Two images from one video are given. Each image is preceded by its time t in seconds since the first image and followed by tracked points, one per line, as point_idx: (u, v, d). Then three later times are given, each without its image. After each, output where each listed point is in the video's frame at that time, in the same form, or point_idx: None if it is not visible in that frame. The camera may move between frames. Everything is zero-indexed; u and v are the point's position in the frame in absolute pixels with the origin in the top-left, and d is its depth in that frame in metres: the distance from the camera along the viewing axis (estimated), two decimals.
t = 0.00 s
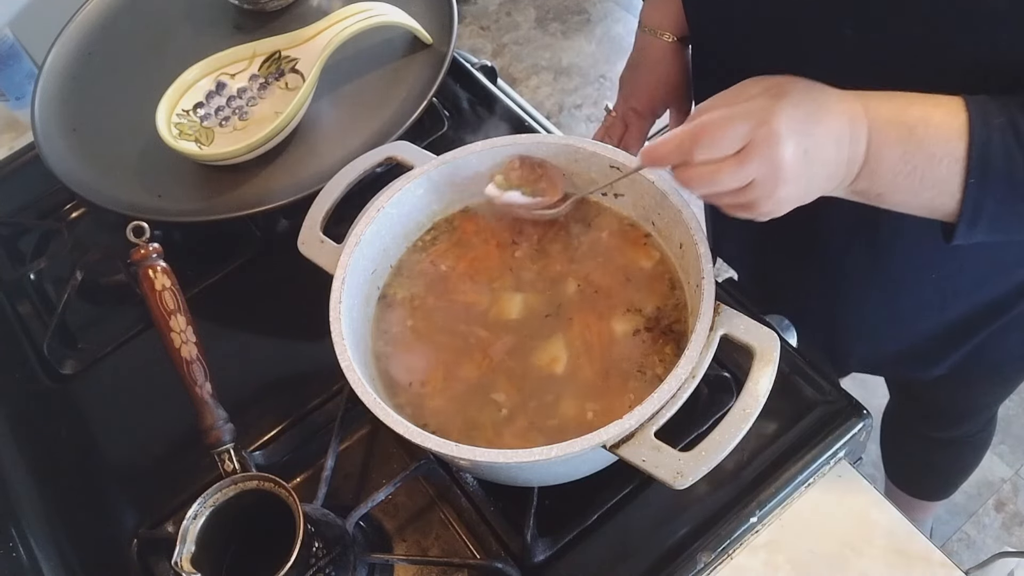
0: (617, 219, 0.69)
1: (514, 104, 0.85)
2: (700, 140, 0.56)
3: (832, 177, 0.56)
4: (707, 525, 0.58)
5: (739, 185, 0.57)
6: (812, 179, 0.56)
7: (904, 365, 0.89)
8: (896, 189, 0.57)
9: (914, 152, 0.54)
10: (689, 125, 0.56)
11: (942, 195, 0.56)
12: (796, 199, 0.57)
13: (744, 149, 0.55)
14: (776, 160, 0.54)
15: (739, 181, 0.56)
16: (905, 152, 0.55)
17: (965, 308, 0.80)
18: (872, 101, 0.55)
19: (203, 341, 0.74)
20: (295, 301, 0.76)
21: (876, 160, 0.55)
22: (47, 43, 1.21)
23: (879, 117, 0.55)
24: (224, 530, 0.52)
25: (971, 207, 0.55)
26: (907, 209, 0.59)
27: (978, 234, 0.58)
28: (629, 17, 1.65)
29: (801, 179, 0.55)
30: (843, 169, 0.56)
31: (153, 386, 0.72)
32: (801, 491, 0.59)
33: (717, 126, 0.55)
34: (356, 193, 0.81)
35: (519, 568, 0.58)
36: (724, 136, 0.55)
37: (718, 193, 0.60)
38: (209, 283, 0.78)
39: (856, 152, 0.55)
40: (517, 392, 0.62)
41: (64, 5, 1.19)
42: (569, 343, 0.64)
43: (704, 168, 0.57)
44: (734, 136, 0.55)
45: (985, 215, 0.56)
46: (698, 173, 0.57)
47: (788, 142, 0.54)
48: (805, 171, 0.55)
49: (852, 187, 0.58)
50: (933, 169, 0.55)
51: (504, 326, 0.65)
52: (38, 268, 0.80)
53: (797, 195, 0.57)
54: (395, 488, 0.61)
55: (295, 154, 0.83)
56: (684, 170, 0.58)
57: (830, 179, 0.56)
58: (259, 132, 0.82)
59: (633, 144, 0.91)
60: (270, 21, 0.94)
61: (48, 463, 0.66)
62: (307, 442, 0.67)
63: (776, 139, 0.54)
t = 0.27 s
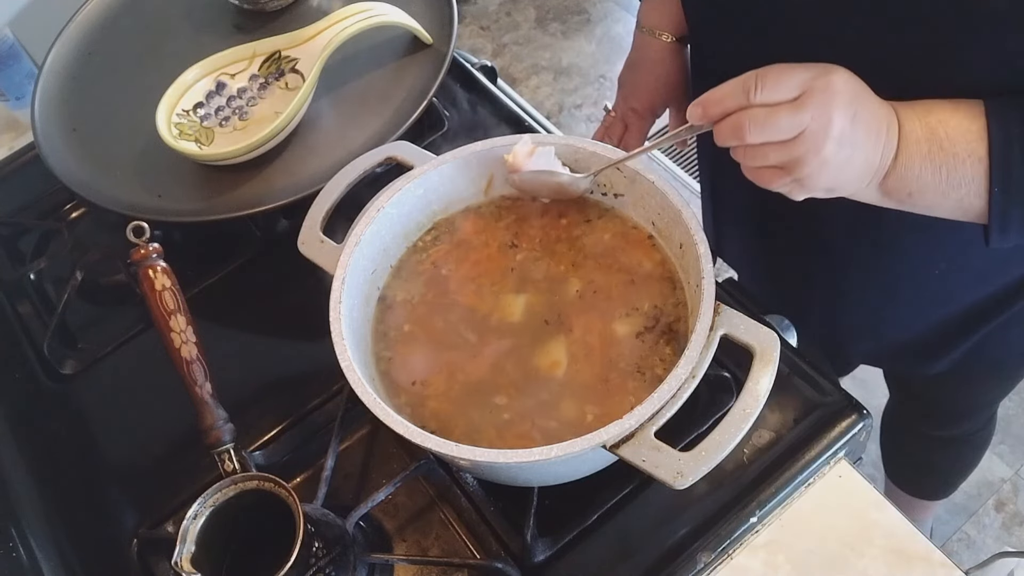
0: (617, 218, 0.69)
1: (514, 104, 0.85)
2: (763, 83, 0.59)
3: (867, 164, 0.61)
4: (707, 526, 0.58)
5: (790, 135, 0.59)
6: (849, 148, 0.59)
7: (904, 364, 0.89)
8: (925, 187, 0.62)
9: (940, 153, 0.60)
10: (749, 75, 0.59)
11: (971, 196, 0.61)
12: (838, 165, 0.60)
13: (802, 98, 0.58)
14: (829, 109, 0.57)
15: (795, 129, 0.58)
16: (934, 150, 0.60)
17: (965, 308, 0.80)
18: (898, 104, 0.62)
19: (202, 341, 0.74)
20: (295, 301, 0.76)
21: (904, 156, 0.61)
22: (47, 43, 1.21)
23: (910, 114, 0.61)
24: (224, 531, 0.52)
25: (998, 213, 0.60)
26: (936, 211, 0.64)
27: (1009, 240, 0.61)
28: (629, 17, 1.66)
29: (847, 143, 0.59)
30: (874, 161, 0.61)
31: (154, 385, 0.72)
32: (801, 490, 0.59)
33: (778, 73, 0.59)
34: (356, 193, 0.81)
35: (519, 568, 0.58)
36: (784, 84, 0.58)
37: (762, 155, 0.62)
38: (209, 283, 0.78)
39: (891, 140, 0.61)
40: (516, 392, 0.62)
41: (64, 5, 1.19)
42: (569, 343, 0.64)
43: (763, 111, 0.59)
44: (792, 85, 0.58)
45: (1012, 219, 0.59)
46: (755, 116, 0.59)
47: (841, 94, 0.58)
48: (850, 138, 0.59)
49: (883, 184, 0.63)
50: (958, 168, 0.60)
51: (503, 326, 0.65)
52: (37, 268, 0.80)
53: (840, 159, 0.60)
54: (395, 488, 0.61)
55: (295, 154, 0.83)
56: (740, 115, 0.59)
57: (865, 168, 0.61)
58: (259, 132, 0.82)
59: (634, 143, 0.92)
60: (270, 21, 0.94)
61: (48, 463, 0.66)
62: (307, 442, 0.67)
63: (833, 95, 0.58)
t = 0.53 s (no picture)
0: (617, 218, 0.68)
1: (514, 104, 0.85)
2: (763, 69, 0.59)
3: (868, 156, 0.61)
4: (707, 525, 0.58)
5: (790, 119, 0.58)
6: (849, 137, 0.59)
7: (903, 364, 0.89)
8: (924, 182, 0.62)
9: (938, 149, 0.60)
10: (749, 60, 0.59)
11: (969, 192, 0.61)
12: (837, 153, 0.59)
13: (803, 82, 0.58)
14: (830, 93, 0.57)
15: (795, 113, 0.58)
16: (931, 147, 0.60)
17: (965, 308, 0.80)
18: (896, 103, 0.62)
19: (203, 341, 0.74)
20: (295, 301, 0.76)
21: (904, 152, 0.61)
22: (47, 43, 1.21)
23: (907, 111, 0.61)
24: (224, 531, 0.52)
25: (996, 212, 0.60)
26: (936, 209, 0.64)
27: (1008, 239, 0.61)
28: (629, 17, 1.66)
29: (847, 131, 0.58)
30: (873, 153, 0.61)
31: (154, 385, 0.72)
32: (801, 490, 0.59)
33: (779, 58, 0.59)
34: (356, 193, 0.81)
35: (519, 568, 0.58)
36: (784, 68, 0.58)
37: (763, 141, 0.62)
38: (209, 283, 0.78)
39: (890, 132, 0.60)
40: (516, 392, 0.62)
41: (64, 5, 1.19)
42: (569, 343, 0.64)
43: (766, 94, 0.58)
44: (793, 70, 0.58)
45: (1011, 219, 0.59)
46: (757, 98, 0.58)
47: (841, 79, 0.57)
48: (851, 126, 0.58)
49: (882, 179, 0.63)
50: (955, 164, 0.60)
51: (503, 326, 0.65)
52: (38, 268, 0.80)
53: (840, 146, 0.59)
54: (395, 488, 0.61)
55: (295, 154, 0.83)
56: (741, 98, 0.59)
57: (865, 161, 0.61)
58: (259, 132, 0.82)
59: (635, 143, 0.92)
60: (270, 20, 0.94)
61: (48, 463, 0.66)
62: (307, 442, 0.67)
63: (835, 81, 0.57)
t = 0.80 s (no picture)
0: (617, 218, 0.68)
1: (514, 104, 0.85)
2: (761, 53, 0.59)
3: (866, 148, 0.61)
4: (708, 525, 0.58)
5: (788, 104, 0.59)
6: (847, 124, 0.59)
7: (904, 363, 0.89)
8: (922, 176, 0.62)
9: (935, 143, 0.60)
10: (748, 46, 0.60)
11: (967, 187, 0.61)
12: (834, 140, 0.59)
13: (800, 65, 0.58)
14: (828, 78, 0.57)
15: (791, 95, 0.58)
16: (930, 142, 0.61)
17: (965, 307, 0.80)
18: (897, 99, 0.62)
19: (202, 341, 0.74)
20: (295, 301, 0.76)
21: (901, 147, 0.61)
22: (47, 43, 1.21)
23: (908, 106, 0.61)
24: (224, 531, 0.52)
25: (992, 208, 0.60)
26: (933, 203, 0.64)
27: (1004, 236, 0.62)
28: (629, 17, 1.66)
29: (845, 117, 0.58)
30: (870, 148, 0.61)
31: (154, 385, 0.72)
32: (801, 490, 0.59)
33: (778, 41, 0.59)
34: (356, 193, 0.81)
35: (519, 568, 0.58)
36: (782, 53, 0.59)
37: (761, 127, 0.61)
38: (209, 283, 0.78)
39: (889, 127, 0.61)
40: (516, 392, 0.62)
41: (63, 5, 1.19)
42: (569, 343, 0.64)
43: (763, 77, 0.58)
44: (791, 55, 0.58)
45: (1007, 215, 0.60)
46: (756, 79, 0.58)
47: (839, 66, 0.58)
48: (848, 113, 0.58)
49: (879, 173, 0.63)
50: (952, 158, 0.60)
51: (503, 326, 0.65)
52: (38, 268, 0.80)
53: (839, 132, 0.59)
54: (395, 488, 0.61)
55: (295, 154, 0.83)
56: (740, 82, 0.59)
57: (862, 156, 0.61)
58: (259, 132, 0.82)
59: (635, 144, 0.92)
60: (270, 20, 0.94)
61: (48, 462, 0.66)
62: (307, 443, 0.67)
63: (830, 68, 0.58)
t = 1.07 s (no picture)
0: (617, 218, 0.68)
1: (514, 104, 0.85)
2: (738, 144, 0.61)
3: (851, 187, 0.61)
4: (707, 526, 0.58)
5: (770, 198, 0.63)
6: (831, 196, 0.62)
7: (904, 362, 0.89)
8: (912, 197, 0.62)
9: (926, 164, 0.59)
10: (731, 144, 0.61)
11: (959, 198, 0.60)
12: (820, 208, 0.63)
13: (782, 171, 0.60)
14: (808, 184, 0.60)
15: (773, 189, 0.61)
16: (920, 159, 0.59)
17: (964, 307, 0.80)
18: (890, 108, 0.60)
19: (202, 341, 0.74)
20: (295, 301, 0.76)
21: (890, 173, 0.60)
22: (47, 43, 1.21)
23: (900, 123, 0.59)
24: (224, 531, 0.52)
25: (984, 209, 0.59)
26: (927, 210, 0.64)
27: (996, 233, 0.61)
28: (629, 17, 1.66)
29: (831, 192, 0.61)
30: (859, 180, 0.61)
31: (153, 386, 0.72)
32: (801, 490, 0.59)
33: (754, 154, 0.60)
34: (356, 193, 0.81)
35: (519, 568, 0.58)
36: (760, 163, 0.60)
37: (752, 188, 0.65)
38: (209, 283, 0.78)
39: (876, 150, 0.59)
40: (516, 393, 0.62)
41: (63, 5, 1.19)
42: (569, 344, 0.64)
43: (741, 182, 0.61)
44: (772, 158, 0.60)
45: (998, 214, 0.59)
46: (729, 184, 0.62)
47: (819, 173, 0.59)
48: (832, 190, 0.61)
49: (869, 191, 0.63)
50: (940, 177, 0.59)
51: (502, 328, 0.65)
52: (38, 268, 0.80)
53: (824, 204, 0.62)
54: (395, 488, 0.61)
55: (295, 154, 0.83)
56: (720, 180, 0.62)
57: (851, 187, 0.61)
58: (259, 132, 0.82)
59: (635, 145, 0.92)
60: (270, 20, 0.94)
61: (48, 462, 0.66)
62: (306, 443, 0.67)
63: (810, 169, 0.59)
